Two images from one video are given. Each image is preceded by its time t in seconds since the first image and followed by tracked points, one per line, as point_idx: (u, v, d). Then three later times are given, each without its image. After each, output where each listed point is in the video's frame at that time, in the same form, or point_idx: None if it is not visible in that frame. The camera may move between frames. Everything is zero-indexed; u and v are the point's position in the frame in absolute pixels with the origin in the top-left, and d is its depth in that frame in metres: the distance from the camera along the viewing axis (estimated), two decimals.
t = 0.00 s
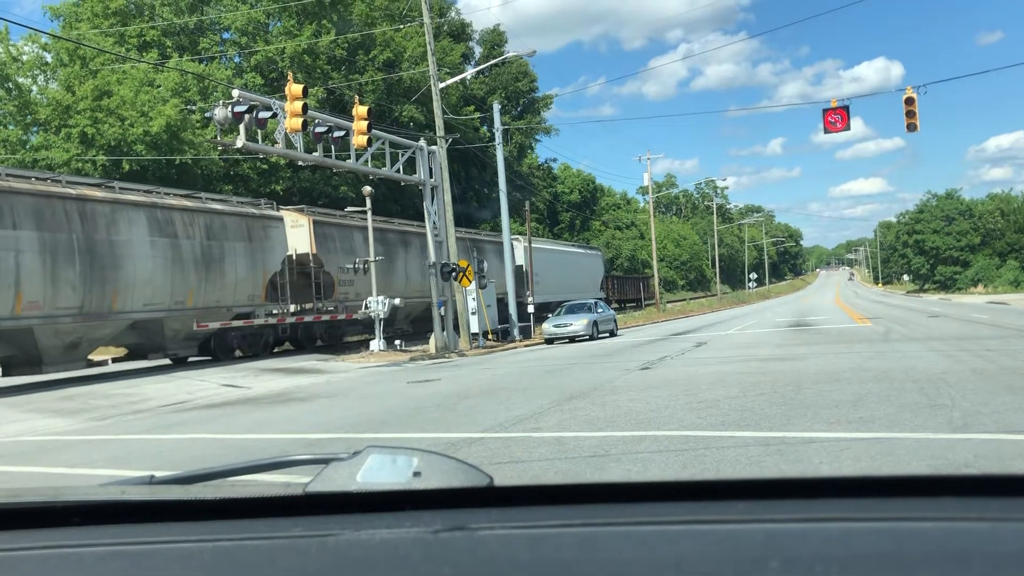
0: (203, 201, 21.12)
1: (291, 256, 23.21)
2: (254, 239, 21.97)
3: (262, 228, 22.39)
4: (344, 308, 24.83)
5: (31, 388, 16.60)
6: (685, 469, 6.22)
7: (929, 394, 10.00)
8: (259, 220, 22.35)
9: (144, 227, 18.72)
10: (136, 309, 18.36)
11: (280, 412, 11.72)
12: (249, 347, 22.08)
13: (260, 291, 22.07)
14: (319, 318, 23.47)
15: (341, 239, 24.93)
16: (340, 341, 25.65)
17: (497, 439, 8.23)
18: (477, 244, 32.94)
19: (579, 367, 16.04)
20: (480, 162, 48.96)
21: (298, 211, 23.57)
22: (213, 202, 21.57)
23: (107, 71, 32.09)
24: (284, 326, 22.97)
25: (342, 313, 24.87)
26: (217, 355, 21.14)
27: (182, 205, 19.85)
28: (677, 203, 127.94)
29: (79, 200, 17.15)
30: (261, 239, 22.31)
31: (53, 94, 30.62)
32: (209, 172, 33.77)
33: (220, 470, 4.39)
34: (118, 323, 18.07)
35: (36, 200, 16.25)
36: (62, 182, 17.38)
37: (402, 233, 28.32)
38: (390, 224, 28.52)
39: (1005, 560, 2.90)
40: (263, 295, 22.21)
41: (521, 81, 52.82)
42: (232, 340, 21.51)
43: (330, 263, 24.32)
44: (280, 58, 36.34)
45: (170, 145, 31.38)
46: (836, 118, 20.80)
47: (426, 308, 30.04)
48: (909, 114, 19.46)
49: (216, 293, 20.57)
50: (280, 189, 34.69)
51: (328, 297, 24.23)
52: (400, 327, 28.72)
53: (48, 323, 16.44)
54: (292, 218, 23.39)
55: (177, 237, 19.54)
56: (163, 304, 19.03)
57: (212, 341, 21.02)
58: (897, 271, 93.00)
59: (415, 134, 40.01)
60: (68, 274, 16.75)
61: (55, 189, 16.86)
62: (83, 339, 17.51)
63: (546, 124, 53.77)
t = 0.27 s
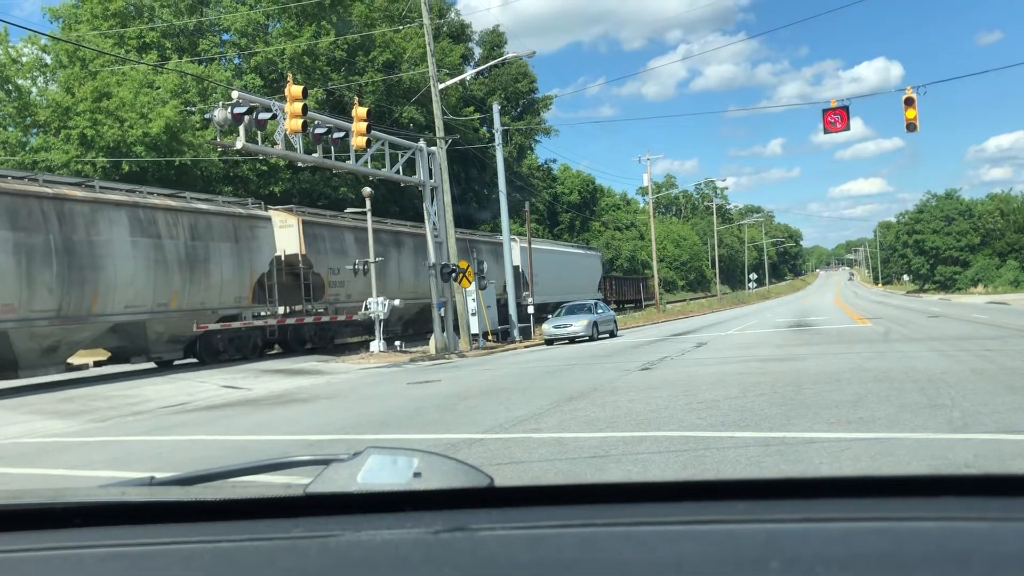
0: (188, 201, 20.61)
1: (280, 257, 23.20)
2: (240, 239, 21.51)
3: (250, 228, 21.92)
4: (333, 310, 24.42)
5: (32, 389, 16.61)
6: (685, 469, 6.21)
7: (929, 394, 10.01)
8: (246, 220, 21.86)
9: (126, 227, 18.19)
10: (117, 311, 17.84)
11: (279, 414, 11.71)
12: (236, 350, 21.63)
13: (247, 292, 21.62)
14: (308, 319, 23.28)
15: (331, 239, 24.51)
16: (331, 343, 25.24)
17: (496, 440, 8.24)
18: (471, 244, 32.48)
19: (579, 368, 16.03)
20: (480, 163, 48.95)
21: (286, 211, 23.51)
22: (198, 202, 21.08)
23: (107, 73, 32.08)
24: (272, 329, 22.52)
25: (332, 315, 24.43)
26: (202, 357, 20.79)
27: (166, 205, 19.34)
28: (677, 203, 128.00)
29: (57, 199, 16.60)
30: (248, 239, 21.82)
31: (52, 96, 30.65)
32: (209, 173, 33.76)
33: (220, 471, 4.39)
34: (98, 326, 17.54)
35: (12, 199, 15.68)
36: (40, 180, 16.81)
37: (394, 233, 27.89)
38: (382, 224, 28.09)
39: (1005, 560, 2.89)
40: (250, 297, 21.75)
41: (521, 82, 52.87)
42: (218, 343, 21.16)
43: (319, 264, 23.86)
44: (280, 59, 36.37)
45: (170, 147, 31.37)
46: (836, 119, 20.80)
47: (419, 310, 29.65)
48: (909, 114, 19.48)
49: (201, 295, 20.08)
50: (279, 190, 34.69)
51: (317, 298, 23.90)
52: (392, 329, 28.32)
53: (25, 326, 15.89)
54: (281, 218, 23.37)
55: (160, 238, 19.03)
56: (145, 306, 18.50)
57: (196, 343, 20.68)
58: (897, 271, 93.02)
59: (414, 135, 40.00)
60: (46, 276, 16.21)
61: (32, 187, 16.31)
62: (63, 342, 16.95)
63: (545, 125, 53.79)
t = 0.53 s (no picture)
0: (171, 199, 19.95)
1: (268, 257, 22.61)
2: (226, 239, 20.88)
3: (235, 227, 21.27)
4: (322, 311, 23.92)
5: (33, 390, 16.61)
6: (684, 469, 6.22)
7: (929, 394, 10.02)
8: (232, 218, 21.22)
9: (106, 226, 17.53)
10: (96, 313, 17.19)
11: (279, 414, 11.71)
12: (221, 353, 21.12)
13: (233, 293, 21.01)
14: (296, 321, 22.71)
15: (320, 239, 24.02)
16: (320, 344, 24.88)
17: (496, 440, 8.24)
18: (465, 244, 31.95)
19: (579, 369, 16.02)
20: (479, 163, 48.95)
21: (275, 210, 22.96)
22: (182, 200, 20.42)
23: (107, 73, 32.06)
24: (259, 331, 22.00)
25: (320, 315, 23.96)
26: (186, 360, 20.27)
27: (148, 203, 18.69)
28: (676, 203, 128.13)
29: (33, 197, 15.94)
30: (234, 239, 21.18)
31: (52, 96, 30.66)
32: (208, 174, 33.75)
33: (220, 472, 4.39)
34: (77, 328, 16.93)
35: None
36: (16, 177, 16.13)
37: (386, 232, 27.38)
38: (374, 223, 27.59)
39: (1005, 561, 2.89)
40: (235, 297, 21.13)
41: (520, 82, 52.89)
42: (204, 345, 20.64)
43: (308, 264, 23.34)
44: (279, 59, 36.36)
45: (169, 147, 31.33)
46: (835, 119, 20.80)
47: (412, 310, 29.18)
48: (909, 114, 19.48)
49: (185, 296, 19.46)
50: (278, 190, 34.65)
51: (307, 299, 23.39)
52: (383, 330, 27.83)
53: None
54: (269, 217, 22.81)
55: (142, 237, 18.39)
56: (126, 308, 17.86)
57: (182, 346, 20.16)
58: (896, 271, 93.09)
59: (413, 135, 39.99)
60: (21, 276, 15.56)
61: (7, 184, 15.63)
62: (40, 345, 16.32)
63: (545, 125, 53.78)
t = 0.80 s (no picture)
0: (153, 197, 19.45)
1: (255, 257, 22.18)
2: (210, 239, 20.39)
3: (220, 227, 20.77)
4: (311, 312, 23.45)
5: (32, 390, 16.61)
6: (684, 470, 6.22)
7: (928, 394, 10.02)
8: (217, 218, 20.73)
9: (85, 225, 17.03)
10: (74, 314, 16.70)
11: (278, 414, 11.71)
12: (206, 354, 20.64)
13: (218, 293, 20.52)
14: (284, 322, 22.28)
15: (309, 238, 23.53)
16: (309, 346, 24.54)
17: (495, 441, 8.24)
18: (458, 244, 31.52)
19: (578, 368, 16.01)
20: (478, 163, 49.00)
21: (262, 209, 22.47)
22: (164, 198, 19.92)
23: (105, 73, 32.07)
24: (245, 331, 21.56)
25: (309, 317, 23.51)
26: (170, 362, 19.76)
27: (129, 201, 18.19)
28: (675, 203, 128.24)
29: (7, 195, 15.44)
30: (218, 239, 20.68)
31: (50, 97, 30.64)
32: (207, 174, 33.71)
33: (220, 472, 4.38)
34: (55, 330, 16.45)
35: None
36: None
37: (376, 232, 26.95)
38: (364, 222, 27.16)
39: (1007, 562, 2.87)
40: (221, 298, 20.65)
41: (520, 82, 52.90)
42: (188, 347, 20.16)
43: (297, 263, 22.84)
44: (278, 59, 36.33)
45: (168, 147, 31.27)
46: (834, 118, 20.81)
47: (404, 312, 28.71)
48: (907, 114, 19.49)
49: (167, 297, 18.96)
50: (277, 190, 34.64)
51: (294, 300, 22.95)
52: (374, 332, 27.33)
53: None
54: (256, 217, 22.33)
55: (122, 236, 17.89)
56: (106, 309, 17.36)
57: (165, 347, 19.67)
58: (896, 271, 93.14)
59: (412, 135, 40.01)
60: None
61: None
62: (15, 347, 15.86)
63: (544, 125, 53.79)
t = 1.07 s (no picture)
0: (135, 195, 19.15)
1: (241, 257, 21.75)
2: (194, 238, 20.11)
3: (204, 226, 20.48)
4: (299, 313, 23.10)
5: (30, 391, 16.60)
6: (684, 470, 6.22)
7: (928, 394, 10.03)
8: (200, 217, 20.43)
9: (62, 225, 16.75)
10: (51, 315, 16.45)
11: (278, 415, 11.71)
12: (191, 356, 20.24)
13: (202, 294, 20.23)
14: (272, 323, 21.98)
15: (297, 238, 23.15)
16: (298, 347, 24.27)
17: (495, 441, 8.24)
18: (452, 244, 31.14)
19: (578, 369, 16.02)
20: (478, 163, 48.99)
21: (249, 208, 21.95)
22: (147, 197, 19.62)
23: (104, 73, 32.07)
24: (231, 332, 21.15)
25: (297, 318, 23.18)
26: (153, 365, 19.32)
27: (108, 200, 17.90)
28: (674, 203, 128.35)
29: None
30: (202, 238, 20.40)
31: (49, 97, 30.65)
32: (207, 174, 33.68)
33: (220, 472, 4.38)
34: (31, 331, 16.20)
35: None
36: None
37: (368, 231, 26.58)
38: (355, 221, 26.80)
39: (1006, 562, 2.87)
40: (205, 299, 20.36)
41: (519, 82, 52.92)
42: (171, 350, 19.73)
43: (284, 263, 22.47)
44: (278, 59, 36.31)
45: (167, 147, 31.24)
46: (833, 118, 20.82)
47: (397, 313, 28.36)
48: (906, 114, 19.49)
49: (148, 297, 18.68)
50: (276, 190, 34.67)
51: (282, 301, 22.62)
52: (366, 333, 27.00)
53: None
54: (241, 216, 21.79)
55: (101, 236, 17.60)
56: (84, 310, 17.10)
57: (148, 350, 19.27)
58: (895, 271, 93.24)
59: (411, 135, 40.04)
60: None
61: None
62: None
63: (543, 125, 53.80)
